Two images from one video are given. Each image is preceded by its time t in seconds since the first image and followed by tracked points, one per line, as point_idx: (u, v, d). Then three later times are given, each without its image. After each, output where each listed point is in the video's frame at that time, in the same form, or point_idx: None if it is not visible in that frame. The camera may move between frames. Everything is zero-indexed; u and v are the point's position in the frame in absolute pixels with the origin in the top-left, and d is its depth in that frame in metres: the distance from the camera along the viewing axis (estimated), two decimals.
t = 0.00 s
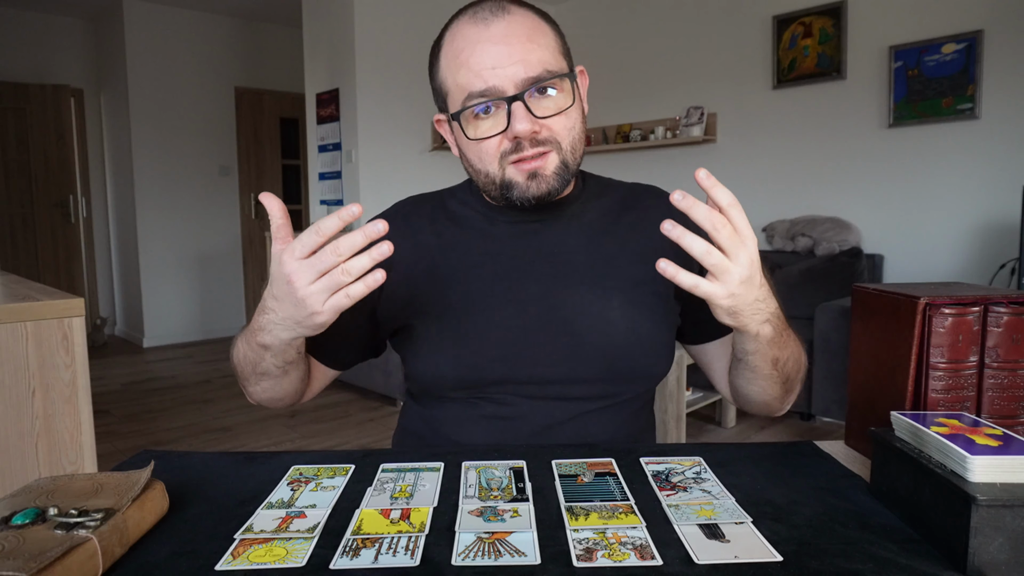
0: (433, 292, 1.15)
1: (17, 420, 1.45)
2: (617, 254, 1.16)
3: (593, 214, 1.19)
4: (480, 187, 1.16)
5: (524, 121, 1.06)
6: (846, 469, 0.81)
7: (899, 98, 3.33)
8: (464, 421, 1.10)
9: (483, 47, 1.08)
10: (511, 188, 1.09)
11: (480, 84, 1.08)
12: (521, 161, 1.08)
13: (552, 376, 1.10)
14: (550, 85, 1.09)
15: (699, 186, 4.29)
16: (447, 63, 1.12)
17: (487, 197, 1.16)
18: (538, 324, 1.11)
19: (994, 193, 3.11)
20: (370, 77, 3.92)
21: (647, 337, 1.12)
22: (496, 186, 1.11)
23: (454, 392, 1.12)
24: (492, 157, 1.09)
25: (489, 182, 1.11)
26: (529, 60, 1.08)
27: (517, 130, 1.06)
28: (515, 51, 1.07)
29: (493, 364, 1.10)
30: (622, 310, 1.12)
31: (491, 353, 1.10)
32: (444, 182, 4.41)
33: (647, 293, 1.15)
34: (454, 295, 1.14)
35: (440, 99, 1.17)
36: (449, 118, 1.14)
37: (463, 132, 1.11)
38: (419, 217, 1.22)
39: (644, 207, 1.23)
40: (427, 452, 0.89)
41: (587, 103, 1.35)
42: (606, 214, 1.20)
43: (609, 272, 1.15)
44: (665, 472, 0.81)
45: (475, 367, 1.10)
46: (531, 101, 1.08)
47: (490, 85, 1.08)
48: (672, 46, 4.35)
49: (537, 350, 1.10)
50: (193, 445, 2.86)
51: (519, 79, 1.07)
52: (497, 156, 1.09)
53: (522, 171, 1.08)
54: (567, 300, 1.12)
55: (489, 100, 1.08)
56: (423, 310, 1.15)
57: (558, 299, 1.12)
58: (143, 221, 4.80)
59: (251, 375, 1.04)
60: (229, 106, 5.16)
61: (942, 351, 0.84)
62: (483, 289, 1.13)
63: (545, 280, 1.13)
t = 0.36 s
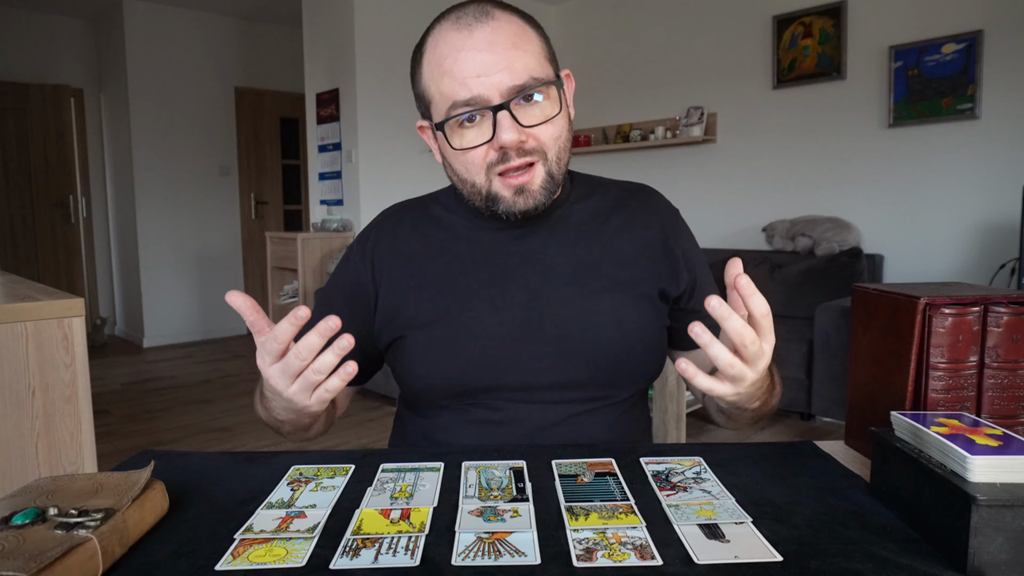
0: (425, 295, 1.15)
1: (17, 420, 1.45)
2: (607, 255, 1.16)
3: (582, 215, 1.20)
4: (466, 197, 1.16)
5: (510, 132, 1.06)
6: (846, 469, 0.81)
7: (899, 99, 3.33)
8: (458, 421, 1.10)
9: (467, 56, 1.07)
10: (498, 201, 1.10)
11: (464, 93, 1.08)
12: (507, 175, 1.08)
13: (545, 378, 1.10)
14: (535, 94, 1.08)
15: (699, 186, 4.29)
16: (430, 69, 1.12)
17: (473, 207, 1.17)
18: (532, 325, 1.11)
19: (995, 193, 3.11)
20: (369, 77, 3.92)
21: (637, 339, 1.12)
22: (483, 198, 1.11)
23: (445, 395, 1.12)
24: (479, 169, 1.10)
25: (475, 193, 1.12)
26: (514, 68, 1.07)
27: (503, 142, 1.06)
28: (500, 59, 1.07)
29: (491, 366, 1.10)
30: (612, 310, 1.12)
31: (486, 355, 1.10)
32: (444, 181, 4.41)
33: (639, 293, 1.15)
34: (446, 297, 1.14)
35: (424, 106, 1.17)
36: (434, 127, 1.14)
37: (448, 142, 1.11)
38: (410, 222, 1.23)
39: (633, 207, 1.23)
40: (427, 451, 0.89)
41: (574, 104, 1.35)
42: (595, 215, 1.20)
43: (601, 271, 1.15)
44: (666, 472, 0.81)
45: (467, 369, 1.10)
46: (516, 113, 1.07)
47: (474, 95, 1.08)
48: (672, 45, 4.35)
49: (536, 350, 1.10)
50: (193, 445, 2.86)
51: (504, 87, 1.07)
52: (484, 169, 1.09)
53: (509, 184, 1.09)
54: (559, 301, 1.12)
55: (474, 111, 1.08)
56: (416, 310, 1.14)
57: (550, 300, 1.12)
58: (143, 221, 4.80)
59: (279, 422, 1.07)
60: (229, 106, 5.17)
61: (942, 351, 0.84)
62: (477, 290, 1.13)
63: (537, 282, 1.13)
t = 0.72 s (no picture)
0: (422, 294, 1.15)
1: (17, 420, 1.45)
2: (602, 255, 1.17)
3: (576, 214, 1.20)
4: (454, 189, 1.16)
5: (499, 125, 1.06)
6: (845, 469, 0.81)
7: (899, 99, 3.34)
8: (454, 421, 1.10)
9: (458, 49, 1.07)
10: (486, 193, 1.10)
11: (455, 86, 1.08)
12: (496, 166, 1.09)
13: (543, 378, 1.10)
14: (526, 89, 1.09)
15: (699, 186, 4.29)
16: (422, 63, 1.12)
17: (462, 199, 1.17)
18: (530, 325, 1.11)
19: (994, 193, 3.11)
20: (369, 77, 3.92)
21: (632, 339, 1.12)
22: (472, 190, 1.11)
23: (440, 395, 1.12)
24: (468, 160, 1.10)
25: (464, 185, 1.12)
26: (505, 63, 1.07)
27: (493, 134, 1.07)
28: (491, 54, 1.07)
29: (490, 365, 1.10)
30: (606, 309, 1.13)
31: (482, 354, 1.10)
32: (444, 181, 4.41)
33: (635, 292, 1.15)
34: (441, 297, 1.14)
35: (416, 101, 1.17)
36: (424, 120, 1.14)
37: (438, 134, 1.11)
38: (404, 223, 1.23)
39: (627, 206, 1.23)
40: (427, 451, 0.89)
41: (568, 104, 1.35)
42: (589, 214, 1.21)
43: (598, 270, 1.15)
44: (665, 472, 0.81)
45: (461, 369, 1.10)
46: (507, 106, 1.08)
47: (465, 87, 1.08)
48: (672, 45, 4.35)
49: (533, 349, 1.10)
50: (193, 445, 2.86)
51: (495, 81, 1.07)
52: (473, 160, 1.09)
53: (497, 176, 1.09)
54: (554, 300, 1.12)
55: (464, 103, 1.08)
56: (413, 310, 1.14)
57: (546, 299, 1.12)
58: (143, 220, 4.80)
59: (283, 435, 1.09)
60: (229, 106, 5.17)
61: (942, 351, 0.84)
62: (473, 290, 1.13)
63: (532, 282, 1.14)
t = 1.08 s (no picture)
0: (422, 293, 1.15)
1: (17, 420, 1.45)
2: (598, 253, 1.17)
3: (573, 212, 1.20)
4: (452, 179, 1.16)
5: (498, 114, 1.06)
6: (846, 469, 0.81)
7: (899, 99, 3.33)
8: (453, 421, 1.10)
9: (460, 40, 1.07)
10: (483, 181, 1.10)
11: (456, 75, 1.08)
12: (494, 155, 1.08)
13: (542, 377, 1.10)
14: (526, 81, 1.09)
15: (699, 185, 4.29)
16: (424, 55, 1.12)
17: (458, 190, 1.16)
18: (529, 325, 1.11)
19: (994, 193, 3.11)
20: (369, 77, 3.92)
21: (629, 338, 1.12)
22: (469, 179, 1.11)
23: (436, 393, 1.13)
24: (466, 148, 1.09)
25: (461, 174, 1.11)
26: (506, 54, 1.07)
27: (491, 123, 1.07)
28: (492, 45, 1.07)
29: (489, 364, 1.10)
30: (603, 306, 1.13)
31: (481, 353, 1.10)
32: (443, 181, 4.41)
33: (633, 291, 1.15)
34: (438, 295, 1.14)
35: (417, 94, 1.17)
36: (424, 109, 1.14)
37: (437, 122, 1.11)
38: (400, 221, 1.23)
39: (624, 204, 1.23)
40: (427, 451, 0.89)
41: (566, 103, 1.35)
42: (586, 212, 1.20)
43: (596, 269, 1.15)
44: (666, 472, 0.81)
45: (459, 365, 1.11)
46: (507, 96, 1.08)
47: (465, 76, 1.08)
48: (672, 45, 4.35)
49: (532, 349, 1.10)
50: (193, 445, 2.86)
51: (495, 71, 1.07)
52: (470, 148, 1.09)
53: (495, 165, 1.08)
54: (554, 300, 1.12)
55: (464, 92, 1.08)
56: (412, 309, 1.14)
57: (543, 298, 1.12)
58: (143, 220, 4.80)
59: (268, 408, 1.06)
60: (229, 106, 5.17)
61: (942, 351, 0.84)
62: (470, 288, 1.13)
63: (529, 280, 1.13)
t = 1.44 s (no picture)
0: (422, 294, 1.14)
1: (17, 421, 1.45)
2: (598, 251, 1.16)
3: (572, 211, 1.19)
4: (454, 173, 1.15)
5: (501, 108, 1.06)
6: (846, 469, 0.81)
7: (899, 98, 3.33)
8: (452, 420, 1.10)
9: (464, 37, 1.08)
10: (485, 175, 1.09)
11: (460, 72, 1.08)
12: (496, 149, 1.08)
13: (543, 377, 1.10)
14: (528, 77, 1.09)
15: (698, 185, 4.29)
16: (430, 53, 1.12)
17: (461, 183, 1.16)
18: (529, 324, 1.11)
19: (994, 193, 3.11)
20: (369, 78, 3.92)
21: (629, 338, 1.12)
22: (471, 172, 1.10)
23: (435, 391, 1.13)
24: (467, 142, 1.09)
25: (464, 167, 1.11)
26: (509, 51, 1.08)
27: (493, 117, 1.06)
28: (496, 42, 1.07)
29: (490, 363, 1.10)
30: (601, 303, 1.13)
31: (481, 351, 1.10)
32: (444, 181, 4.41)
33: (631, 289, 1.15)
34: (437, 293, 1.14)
35: (421, 92, 1.17)
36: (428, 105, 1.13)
37: (440, 117, 1.10)
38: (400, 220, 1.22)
39: (623, 201, 1.23)
40: (427, 451, 0.89)
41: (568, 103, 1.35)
42: (586, 210, 1.20)
43: (596, 268, 1.15)
44: (665, 472, 0.81)
45: (457, 364, 1.11)
46: (509, 90, 1.08)
47: (468, 73, 1.08)
48: (672, 45, 4.34)
49: (533, 347, 1.10)
50: (194, 445, 2.86)
51: (498, 67, 1.07)
52: (472, 142, 1.08)
53: (497, 159, 1.08)
54: (554, 300, 1.12)
55: (468, 87, 1.08)
56: (411, 309, 1.14)
57: (543, 296, 1.12)
58: (143, 220, 4.80)
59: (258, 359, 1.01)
60: (228, 106, 5.17)
61: (942, 351, 0.84)
62: (469, 288, 1.13)
63: (529, 279, 1.13)
